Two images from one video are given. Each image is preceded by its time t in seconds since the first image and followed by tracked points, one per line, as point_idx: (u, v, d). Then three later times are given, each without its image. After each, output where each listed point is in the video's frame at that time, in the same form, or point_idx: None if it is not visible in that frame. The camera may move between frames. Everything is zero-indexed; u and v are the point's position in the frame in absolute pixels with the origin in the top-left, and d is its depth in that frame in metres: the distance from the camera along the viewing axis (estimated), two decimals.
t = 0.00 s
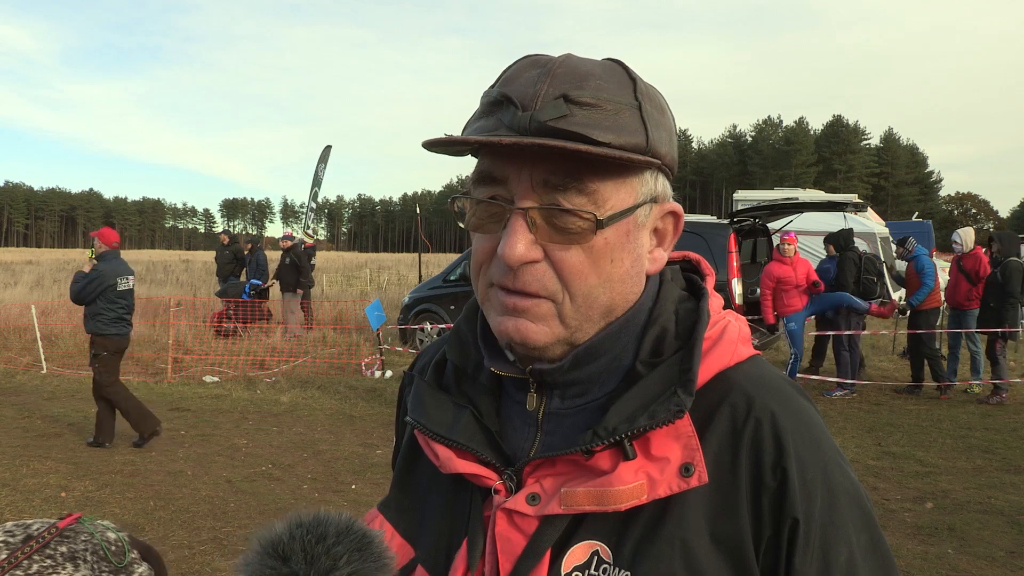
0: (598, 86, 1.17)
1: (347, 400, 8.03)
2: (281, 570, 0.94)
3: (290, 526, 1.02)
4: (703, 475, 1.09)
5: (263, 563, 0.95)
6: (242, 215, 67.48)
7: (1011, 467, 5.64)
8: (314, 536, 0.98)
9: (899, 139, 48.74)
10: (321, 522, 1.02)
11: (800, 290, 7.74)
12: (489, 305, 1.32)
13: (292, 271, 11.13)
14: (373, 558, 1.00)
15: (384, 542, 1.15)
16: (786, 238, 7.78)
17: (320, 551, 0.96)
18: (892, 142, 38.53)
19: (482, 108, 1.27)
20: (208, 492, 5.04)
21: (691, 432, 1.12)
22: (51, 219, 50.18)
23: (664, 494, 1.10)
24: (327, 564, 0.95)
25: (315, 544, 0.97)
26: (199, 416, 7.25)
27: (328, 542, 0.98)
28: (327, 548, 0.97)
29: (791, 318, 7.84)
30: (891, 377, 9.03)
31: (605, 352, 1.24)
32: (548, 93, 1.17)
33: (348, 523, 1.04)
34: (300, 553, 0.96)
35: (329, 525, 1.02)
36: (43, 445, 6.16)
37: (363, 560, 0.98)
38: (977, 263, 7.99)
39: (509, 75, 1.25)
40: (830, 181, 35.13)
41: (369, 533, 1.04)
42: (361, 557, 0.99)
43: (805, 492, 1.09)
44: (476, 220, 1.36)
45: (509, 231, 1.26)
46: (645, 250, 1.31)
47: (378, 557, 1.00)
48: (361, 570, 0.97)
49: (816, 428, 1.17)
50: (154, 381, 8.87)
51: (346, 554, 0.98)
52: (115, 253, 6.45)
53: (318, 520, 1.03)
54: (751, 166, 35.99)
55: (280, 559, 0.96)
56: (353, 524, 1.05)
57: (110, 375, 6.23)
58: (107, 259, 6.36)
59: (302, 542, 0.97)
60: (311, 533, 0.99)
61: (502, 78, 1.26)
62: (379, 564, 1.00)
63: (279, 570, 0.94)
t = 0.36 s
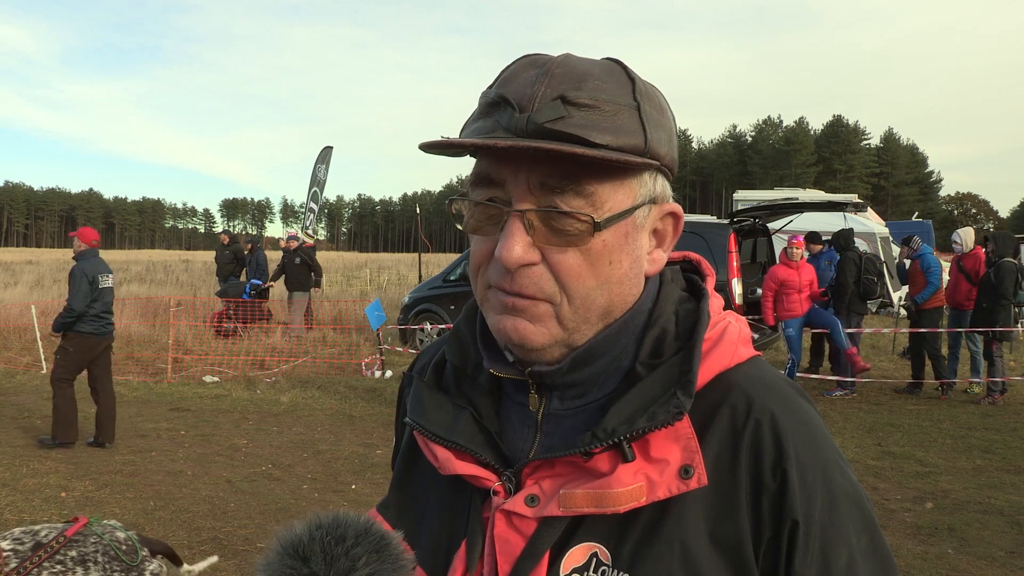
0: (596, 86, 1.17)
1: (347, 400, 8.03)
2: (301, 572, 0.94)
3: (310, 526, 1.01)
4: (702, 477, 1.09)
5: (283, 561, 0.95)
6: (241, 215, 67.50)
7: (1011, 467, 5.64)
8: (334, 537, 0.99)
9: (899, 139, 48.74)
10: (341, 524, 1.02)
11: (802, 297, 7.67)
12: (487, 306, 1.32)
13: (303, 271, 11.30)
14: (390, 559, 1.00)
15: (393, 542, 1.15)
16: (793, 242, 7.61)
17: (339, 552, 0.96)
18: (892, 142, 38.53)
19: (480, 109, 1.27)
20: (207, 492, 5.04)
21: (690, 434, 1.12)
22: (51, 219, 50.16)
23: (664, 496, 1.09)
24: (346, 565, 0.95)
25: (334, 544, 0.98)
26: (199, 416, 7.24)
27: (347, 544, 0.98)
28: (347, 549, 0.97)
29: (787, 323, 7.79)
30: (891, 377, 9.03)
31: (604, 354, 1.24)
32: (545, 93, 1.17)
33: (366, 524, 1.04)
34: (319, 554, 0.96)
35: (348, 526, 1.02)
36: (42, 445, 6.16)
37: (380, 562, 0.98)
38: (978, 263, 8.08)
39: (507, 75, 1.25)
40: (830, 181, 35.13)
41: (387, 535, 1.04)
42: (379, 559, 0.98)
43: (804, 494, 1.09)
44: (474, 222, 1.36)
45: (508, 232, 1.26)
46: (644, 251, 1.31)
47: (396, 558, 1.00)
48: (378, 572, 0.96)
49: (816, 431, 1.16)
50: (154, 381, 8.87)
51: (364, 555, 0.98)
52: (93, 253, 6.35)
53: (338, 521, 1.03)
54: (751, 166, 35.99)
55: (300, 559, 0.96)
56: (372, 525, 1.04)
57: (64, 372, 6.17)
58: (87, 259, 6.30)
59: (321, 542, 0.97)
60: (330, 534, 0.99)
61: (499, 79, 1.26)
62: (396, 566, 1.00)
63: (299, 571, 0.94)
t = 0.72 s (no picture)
0: (592, 87, 1.17)
1: (347, 400, 8.03)
2: (313, 571, 0.94)
3: (322, 527, 1.02)
4: (702, 478, 1.09)
5: (294, 562, 0.96)
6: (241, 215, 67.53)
7: (1011, 467, 5.64)
8: (345, 537, 0.98)
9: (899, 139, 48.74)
10: (352, 524, 1.02)
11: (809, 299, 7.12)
12: (484, 309, 1.32)
13: (308, 269, 11.38)
14: (401, 560, 1.00)
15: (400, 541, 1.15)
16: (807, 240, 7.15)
17: (350, 552, 0.96)
18: (892, 142, 38.55)
19: (476, 111, 1.27)
20: (207, 492, 5.04)
21: (689, 435, 1.12)
22: (51, 219, 50.18)
23: (663, 497, 1.09)
24: (357, 565, 0.95)
25: (346, 545, 0.97)
26: (199, 416, 7.24)
27: (358, 544, 0.98)
28: (359, 550, 0.97)
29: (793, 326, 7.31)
30: (891, 376, 9.03)
31: (602, 355, 1.24)
32: (541, 95, 1.16)
33: (378, 525, 1.03)
34: (331, 554, 0.96)
35: (360, 527, 1.02)
36: (42, 444, 6.16)
37: (392, 562, 0.98)
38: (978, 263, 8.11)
39: (502, 77, 1.24)
40: (830, 181, 35.14)
41: (399, 536, 1.03)
42: (390, 559, 0.98)
43: (804, 495, 1.09)
44: (472, 224, 1.36)
45: (504, 235, 1.26)
46: (642, 251, 1.31)
47: (408, 559, 1.00)
48: (391, 572, 0.96)
49: (815, 431, 1.16)
50: (154, 381, 8.87)
51: (376, 555, 0.97)
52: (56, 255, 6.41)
53: (349, 521, 1.03)
54: (751, 166, 36.00)
55: (311, 560, 0.96)
56: (383, 525, 1.04)
57: (33, 374, 6.29)
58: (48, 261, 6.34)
59: (333, 543, 0.97)
60: (342, 535, 0.99)
61: (495, 80, 1.26)
62: (408, 566, 0.99)
63: (311, 571, 0.94)
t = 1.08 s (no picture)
0: (589, 90, 1.17)
1: (347, 399, 8.03)
2: (314, 566, 0.94)
3: (323, 522, 1.01)
4: (701, 478, 1.09)
5: (296, 558, 0.96)
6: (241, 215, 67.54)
7: (1011, 467, 5.64)
8: (346, 532, 0.98)
9: (899, 139, 48.75)
10: (353, 519, 1.02)
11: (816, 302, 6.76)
12: (484, 312, 1.32)
13: (308, 269, 11.44)
14: (403, 555, 0.99)
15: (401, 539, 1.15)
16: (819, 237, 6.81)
17: (351, 547, 0.96)
18: (892, 142, 38.60)
19: (473, 114, 1.27)
20: (207, 492, 5.03)
21: (689, 435, 1.12)
22: (51, 219, 50.17)
23: (663, 497, 1.09)
24: (358, 561, 0.95)
25: (347, 540, 0.97)
26: (199, 416, 7.24)
27: (360, 539, 0.98)
28: (360, 546, 0.97)
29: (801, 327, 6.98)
30: (891, 376, 9.03)
31: (602, 357, 1.24)
32: (538, 98, 1.16)
33: (378, 521, 1.03)
34: (332, 548, 0.96)
35: (361, 522, 1.02)
36: (41, 444, 6.15)
37: (393, 557, 0.98)
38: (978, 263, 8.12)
39: (499, 80, 1.24)
40: (830, 181, 35.16)
41: (400, 531, 1.03)
42: (392, 555, 0.98)
43: (804, 495, 1.09)
44: (471, 228, 1.36)
45: (503, 239, 1.26)
46: (641, 252, 1.31)
47: (408, 555, 1.00)
48: (392, 568, 0.96)
49: (815, 431, 1.16)
50: (154, 381, 8.86)
51: (377, 550, 0.97)
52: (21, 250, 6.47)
53: (350, 516, 1.03)
54: (751, 166, 36.02)
55: (313, 555, 0.96)
56: (385, 520, 1.04)
57: (17, 373, 6.25)
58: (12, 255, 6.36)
59: (334, 538, 0.97)
60: (342, 530, 0.99)
61: (492, 84, 1.26)
62: (410, 562, 0.99)
63: (311, 567, 0.94)
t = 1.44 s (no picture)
0: (591, 88, 1.17)
1: (347, 399, 8.03)
2: (313, 569, 0.94)
3: (323, 525, 1.02)
4: (702, 477, 1.09)
5: (296, 560, 0.96)
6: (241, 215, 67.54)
7: (1011, 467, 5.64)
8: (346, 536, 0.98)
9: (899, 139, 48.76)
10: (353, 523, 1.02)
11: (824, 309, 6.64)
12: (486, 309, 1.32)
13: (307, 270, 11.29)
14: (402, 558, 1.00)
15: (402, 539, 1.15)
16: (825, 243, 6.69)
17: (351, 550, 0.96)
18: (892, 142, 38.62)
19: (476, 111, 1.27)
20: (207, 492, 5.04)
21: (690, 435, 1.12)
22: (51, 219, 50.14)
23: (664, 496, 1.09)
24: (358, 564, 0.95)
25: (347, 543, 0.98)
26: (199, 416, 7.24)
27: (359, 542, 0.98)
28: (360, 548, 0.97)
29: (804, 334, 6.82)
30: (891, 376, 9.03)
31: (603, 355, 1.24)
32: (540, 96, 1.17)
33: (379, 524, 1.03)
34: (331, 552, 0.96)
35: (360, 525, 1.02)
36: (41, 444, 6.15)
37: (392, 561, 0.98)
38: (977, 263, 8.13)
39: (502, 78, 1.25)
40: (830, 181, 35.18)
41: (400, 535, 1.03)
42: (391, 558, 0.98)
43: (804, 495, 1.09)
44: (473, 225, 1.36)
45: (505, 236, 1.26)
46: (642, 251, 1.31)
47: (408, 558, 1.00)
48: (391, 571, 0.96)
49: (816, 431, 1.17)
50: (154, 381, 8.86)
51: (377, 554, 0.97)
52: None
53: (350, 520, 1.03)
54: (751, 166, 36.03)
55: (312, 558, 0.96)
56: (384, 524, 1.05)
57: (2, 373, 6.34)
58: None
59: (334, 541, 0.97)
60: (342, 533, 0.99)
61: (494, 81, 1.26)
62: (409, 565, 1.00)
63: (311, 570, 0.94)
